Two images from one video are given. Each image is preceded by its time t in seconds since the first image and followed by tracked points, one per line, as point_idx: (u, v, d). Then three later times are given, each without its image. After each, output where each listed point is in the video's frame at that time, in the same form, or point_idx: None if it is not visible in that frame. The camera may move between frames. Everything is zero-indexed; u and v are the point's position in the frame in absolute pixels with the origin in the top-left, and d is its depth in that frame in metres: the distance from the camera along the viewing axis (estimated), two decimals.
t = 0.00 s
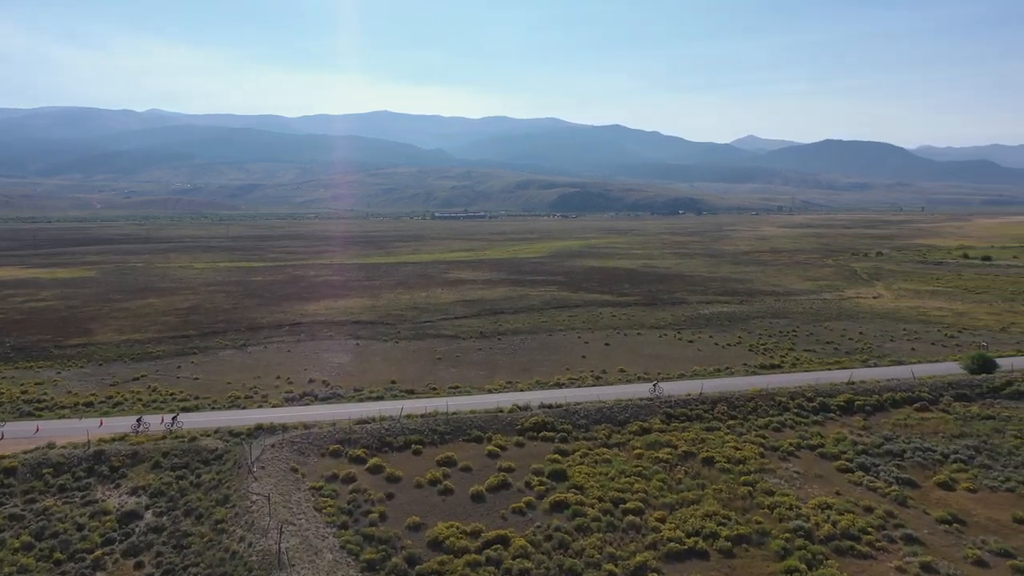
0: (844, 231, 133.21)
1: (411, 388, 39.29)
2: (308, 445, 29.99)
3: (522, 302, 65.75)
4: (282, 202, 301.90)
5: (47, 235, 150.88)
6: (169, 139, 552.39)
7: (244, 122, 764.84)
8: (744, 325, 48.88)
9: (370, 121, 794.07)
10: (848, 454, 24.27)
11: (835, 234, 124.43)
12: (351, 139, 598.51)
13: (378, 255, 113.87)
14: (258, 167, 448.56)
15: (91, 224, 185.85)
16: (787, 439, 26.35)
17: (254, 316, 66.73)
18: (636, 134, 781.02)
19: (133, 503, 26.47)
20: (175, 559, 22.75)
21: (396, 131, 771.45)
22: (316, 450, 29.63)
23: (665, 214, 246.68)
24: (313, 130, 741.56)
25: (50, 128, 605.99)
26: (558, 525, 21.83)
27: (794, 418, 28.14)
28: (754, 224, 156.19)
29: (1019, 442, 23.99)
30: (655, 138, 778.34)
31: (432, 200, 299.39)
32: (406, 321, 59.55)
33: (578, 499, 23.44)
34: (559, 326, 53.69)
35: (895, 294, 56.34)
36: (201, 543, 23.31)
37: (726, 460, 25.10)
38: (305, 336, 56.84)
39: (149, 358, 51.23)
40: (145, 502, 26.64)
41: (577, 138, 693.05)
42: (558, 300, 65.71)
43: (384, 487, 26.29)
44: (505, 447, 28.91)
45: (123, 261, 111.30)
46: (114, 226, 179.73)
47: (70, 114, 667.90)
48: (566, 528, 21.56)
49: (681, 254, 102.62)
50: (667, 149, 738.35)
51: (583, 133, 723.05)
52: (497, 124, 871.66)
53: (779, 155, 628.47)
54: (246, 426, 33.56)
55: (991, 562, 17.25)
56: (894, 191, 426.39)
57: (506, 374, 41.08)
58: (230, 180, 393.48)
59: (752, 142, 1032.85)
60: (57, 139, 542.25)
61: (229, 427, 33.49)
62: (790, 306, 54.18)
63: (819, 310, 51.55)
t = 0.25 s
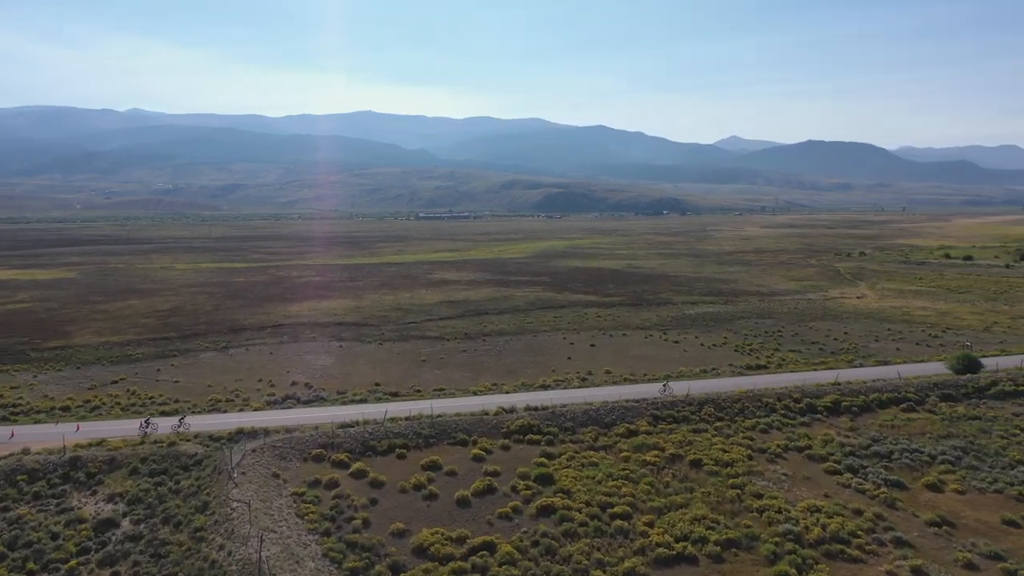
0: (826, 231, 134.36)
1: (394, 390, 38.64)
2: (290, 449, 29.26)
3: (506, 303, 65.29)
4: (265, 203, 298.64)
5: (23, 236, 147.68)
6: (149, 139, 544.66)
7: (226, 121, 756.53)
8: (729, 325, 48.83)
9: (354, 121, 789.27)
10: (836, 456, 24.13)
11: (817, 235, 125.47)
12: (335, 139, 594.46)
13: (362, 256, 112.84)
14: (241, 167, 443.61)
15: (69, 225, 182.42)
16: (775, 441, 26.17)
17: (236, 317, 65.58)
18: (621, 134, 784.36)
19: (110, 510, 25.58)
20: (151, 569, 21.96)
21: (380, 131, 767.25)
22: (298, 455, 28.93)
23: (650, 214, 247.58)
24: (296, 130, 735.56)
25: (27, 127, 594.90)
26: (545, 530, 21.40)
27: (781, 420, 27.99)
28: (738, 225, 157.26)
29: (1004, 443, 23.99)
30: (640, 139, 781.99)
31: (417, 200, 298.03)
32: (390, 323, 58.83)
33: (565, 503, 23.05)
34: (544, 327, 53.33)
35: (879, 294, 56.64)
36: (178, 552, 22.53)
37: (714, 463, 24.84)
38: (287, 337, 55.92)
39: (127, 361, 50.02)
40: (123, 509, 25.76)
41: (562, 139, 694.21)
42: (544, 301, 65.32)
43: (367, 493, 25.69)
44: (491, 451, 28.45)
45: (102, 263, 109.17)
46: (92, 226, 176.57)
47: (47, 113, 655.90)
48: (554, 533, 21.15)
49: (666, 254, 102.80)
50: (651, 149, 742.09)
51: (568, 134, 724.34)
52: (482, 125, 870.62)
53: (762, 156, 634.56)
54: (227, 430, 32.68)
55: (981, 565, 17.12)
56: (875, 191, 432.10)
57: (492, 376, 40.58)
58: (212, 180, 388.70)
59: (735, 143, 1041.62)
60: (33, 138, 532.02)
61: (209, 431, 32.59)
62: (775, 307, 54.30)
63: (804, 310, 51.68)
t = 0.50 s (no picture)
0: (810, 231, 135.43)
1: (379, 392, 38.06)
2: (273, 453, 28.60)
3: (491, 303, 64.87)
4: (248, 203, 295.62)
5: None
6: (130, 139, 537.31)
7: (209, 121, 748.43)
8: (716, 326, 48.78)
9: (339, 121, 784.42)
10: (824, 458, 24.02)
11: (801, 235, 126.40)
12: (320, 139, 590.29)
13: (347, 257, 111.83)
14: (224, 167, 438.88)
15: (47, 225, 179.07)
16: (763, 442, 26.02)
17: (219, 319, 64.52)
18: (606, 135, 787.14)
19: (87, 517, 24.75)
20: None
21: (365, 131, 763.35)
22: (281, 459, 28.27)
23: (635, 214, 248.39)
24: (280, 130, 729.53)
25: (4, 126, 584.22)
26: (533, 535, 21.02)
27: (768, 421, 27.87)
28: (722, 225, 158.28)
29: (991, 443, 24.01)
30: (625, 139, 785.23)
31: (402, 201, 296.72)
32: (375, 324, 58.16)
33: (553, 507, 22.70)
34: (529, 328, 53.00)
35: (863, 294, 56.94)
36: (156, 560, 21.83)
37: (703, 465, 24.61)
38: (271, 339, 55.04)
39: (107, 364, 48.89)
40: (101, 516, 24.93)
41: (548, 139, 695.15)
42: (530, 301, 64.95)
43: (351, 497, 25.16)
44: (477, 454, 28.03)
45: (81, 263, 107.15)
46: (71, 227, 173.56)
47: (26, 112, 644.87)
48: (541, 537, 20.78)
49: (652, 254, 102.99)
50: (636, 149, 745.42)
51: (554, 134, 725.37)
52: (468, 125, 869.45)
53: (746, 156, 639.89)
54: (209, 434, 31.86)
55: (972, 567, 17.00)
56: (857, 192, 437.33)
57: (478, 377, 40.15)
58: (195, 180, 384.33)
59: (720, 143, 1049.39)
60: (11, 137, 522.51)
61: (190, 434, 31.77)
62: (761, 307, 54.38)
63: (788, 310, 51.82)
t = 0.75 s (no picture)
0: (787, 231, 136.96)
1: (357, 395, 37.31)
2: (248, 458, 27.73)
3: (470, 304, 64.33)
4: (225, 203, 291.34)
5: None
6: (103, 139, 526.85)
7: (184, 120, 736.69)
8: (695, 326, 48.80)
9: (317, 120, 777.09)
10: (806, 459, 23.92)
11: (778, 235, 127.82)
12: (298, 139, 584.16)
13: (325, 257, 110.43)
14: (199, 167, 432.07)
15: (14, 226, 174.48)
16: (745, 444, 25.88)
17: (194, 321, 63.06)
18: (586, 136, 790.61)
19: (55, 526, 23.66)
20: None
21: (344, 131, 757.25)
22: (256, 464, 27.42)
23: (614, 215, 249.62)
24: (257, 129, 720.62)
25: None
26: (514, 541, 20.55)
27: (750, 422, 27.77)
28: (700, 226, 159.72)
29: (970, 443, 24.13)
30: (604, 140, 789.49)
31: (381, 201, 294.66)
32: (353, 325, 57.24)
33: (534, 511, 22.27)
34: (507, 329, 52.57)
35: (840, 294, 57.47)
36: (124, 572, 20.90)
37: (685, 467, 24.37)
38: (247, 341, 53.89)
39: (78, 367, 47.37)
40: (69, 525, 23.83)
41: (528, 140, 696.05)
42: (511, 302, 64.47)
43: (328, 503, 24.46)
44: (457, 458, 27.49)
45: (51, 264, 104.35)
46: (40, 228, 169.26)
47: None
48: (522, 543, 20.34)
49: (631, 254, 103.29)
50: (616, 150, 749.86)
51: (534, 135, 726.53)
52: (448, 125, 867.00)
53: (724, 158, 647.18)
54: (183, 438, 30.76)
55: (955, 569, 16.93)
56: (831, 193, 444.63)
57: (457, 379, 39.58)
58: (171, 180, 377.75)
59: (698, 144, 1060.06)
60: None
61: (164, 439, 30.66)
62: (740, 307, 54.57)
63: (766, 311, 52.08)
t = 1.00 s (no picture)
0: (765, 231, 138.35)
1: (336, 398, 36.52)
2: (224, 463, 26.88)
3: (449, 305, 63.68)
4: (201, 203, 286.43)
5: None
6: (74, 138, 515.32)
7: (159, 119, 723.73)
8: (676, 326, 48.74)
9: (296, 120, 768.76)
10: (788, 460, 23.82)
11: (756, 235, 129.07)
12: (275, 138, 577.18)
13: (303, 258, 108.86)
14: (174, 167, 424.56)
15: None
16: (728, 444, 25.74)
17: (169, 323, 61.54)
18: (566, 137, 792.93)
19: (23, 536, 22.62)
20: None
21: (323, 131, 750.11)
22: (232, 469, 26.59)
23: (594, 215, 250.42)
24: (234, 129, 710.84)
25: None
26: (496, 546, 20.10)
27: (731, 423, 27.68)
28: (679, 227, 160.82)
29: (949, 443, 24.24)
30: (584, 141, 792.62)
31: (361, 202, 292.21)
32: (331, 327, 56.26)
33: (516, 515, 21.85)
34: (487, 330, 52.05)
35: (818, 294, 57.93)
36: None
37: (668, 469, 24.13)
38: (223, 343, 52.66)
39: (50, 371, 45.81)
40: (39, 534, 22.79)
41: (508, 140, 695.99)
42: (492, 303, 63.94)
43: (305, 509, 23.77)
44: (437, 461, 26.95)
45: (20, 265, 101.33)
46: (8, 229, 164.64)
47: None
48: (503, 548, 19.90)
49: (611, 254, 103.43)
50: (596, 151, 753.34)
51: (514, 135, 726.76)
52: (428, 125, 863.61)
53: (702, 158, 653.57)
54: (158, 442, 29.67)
55: (937, 570, 16.87)
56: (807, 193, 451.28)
57: (438, 381, 38.99)
58: (145, 180, 370.38)
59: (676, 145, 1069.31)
60: None
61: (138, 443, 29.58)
62: (720, 307, 54.74)
63: (746, 311, 52.26)
